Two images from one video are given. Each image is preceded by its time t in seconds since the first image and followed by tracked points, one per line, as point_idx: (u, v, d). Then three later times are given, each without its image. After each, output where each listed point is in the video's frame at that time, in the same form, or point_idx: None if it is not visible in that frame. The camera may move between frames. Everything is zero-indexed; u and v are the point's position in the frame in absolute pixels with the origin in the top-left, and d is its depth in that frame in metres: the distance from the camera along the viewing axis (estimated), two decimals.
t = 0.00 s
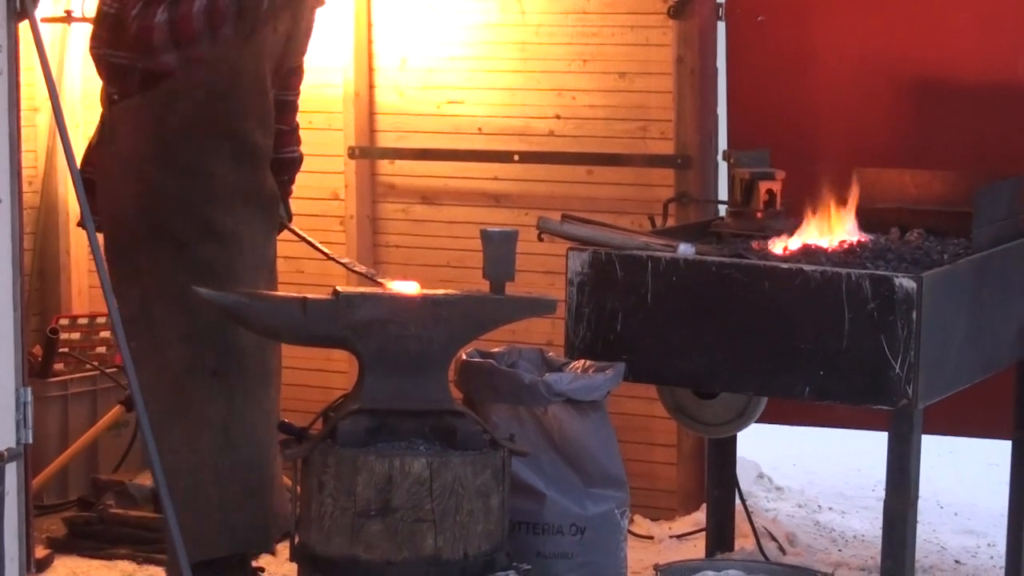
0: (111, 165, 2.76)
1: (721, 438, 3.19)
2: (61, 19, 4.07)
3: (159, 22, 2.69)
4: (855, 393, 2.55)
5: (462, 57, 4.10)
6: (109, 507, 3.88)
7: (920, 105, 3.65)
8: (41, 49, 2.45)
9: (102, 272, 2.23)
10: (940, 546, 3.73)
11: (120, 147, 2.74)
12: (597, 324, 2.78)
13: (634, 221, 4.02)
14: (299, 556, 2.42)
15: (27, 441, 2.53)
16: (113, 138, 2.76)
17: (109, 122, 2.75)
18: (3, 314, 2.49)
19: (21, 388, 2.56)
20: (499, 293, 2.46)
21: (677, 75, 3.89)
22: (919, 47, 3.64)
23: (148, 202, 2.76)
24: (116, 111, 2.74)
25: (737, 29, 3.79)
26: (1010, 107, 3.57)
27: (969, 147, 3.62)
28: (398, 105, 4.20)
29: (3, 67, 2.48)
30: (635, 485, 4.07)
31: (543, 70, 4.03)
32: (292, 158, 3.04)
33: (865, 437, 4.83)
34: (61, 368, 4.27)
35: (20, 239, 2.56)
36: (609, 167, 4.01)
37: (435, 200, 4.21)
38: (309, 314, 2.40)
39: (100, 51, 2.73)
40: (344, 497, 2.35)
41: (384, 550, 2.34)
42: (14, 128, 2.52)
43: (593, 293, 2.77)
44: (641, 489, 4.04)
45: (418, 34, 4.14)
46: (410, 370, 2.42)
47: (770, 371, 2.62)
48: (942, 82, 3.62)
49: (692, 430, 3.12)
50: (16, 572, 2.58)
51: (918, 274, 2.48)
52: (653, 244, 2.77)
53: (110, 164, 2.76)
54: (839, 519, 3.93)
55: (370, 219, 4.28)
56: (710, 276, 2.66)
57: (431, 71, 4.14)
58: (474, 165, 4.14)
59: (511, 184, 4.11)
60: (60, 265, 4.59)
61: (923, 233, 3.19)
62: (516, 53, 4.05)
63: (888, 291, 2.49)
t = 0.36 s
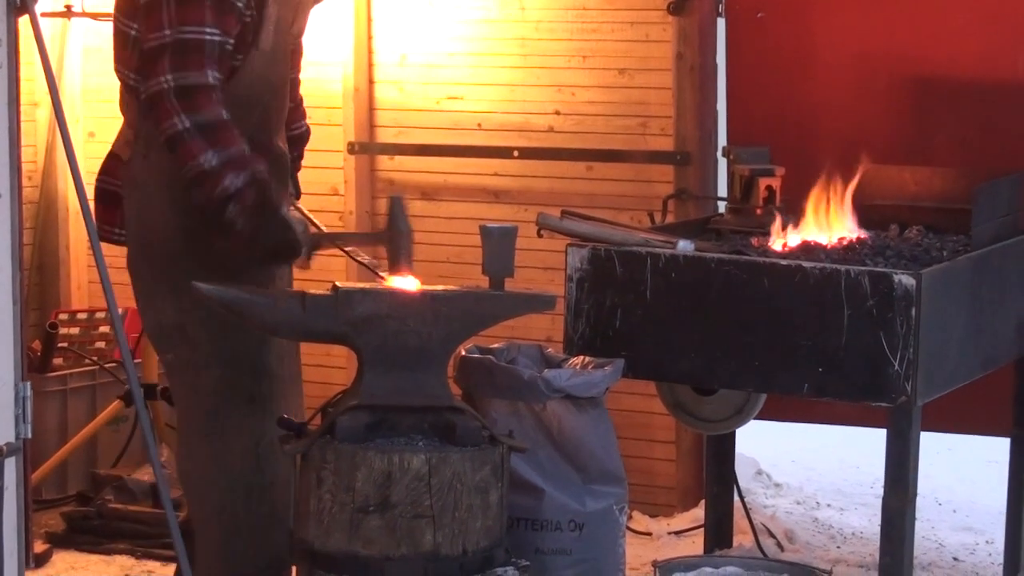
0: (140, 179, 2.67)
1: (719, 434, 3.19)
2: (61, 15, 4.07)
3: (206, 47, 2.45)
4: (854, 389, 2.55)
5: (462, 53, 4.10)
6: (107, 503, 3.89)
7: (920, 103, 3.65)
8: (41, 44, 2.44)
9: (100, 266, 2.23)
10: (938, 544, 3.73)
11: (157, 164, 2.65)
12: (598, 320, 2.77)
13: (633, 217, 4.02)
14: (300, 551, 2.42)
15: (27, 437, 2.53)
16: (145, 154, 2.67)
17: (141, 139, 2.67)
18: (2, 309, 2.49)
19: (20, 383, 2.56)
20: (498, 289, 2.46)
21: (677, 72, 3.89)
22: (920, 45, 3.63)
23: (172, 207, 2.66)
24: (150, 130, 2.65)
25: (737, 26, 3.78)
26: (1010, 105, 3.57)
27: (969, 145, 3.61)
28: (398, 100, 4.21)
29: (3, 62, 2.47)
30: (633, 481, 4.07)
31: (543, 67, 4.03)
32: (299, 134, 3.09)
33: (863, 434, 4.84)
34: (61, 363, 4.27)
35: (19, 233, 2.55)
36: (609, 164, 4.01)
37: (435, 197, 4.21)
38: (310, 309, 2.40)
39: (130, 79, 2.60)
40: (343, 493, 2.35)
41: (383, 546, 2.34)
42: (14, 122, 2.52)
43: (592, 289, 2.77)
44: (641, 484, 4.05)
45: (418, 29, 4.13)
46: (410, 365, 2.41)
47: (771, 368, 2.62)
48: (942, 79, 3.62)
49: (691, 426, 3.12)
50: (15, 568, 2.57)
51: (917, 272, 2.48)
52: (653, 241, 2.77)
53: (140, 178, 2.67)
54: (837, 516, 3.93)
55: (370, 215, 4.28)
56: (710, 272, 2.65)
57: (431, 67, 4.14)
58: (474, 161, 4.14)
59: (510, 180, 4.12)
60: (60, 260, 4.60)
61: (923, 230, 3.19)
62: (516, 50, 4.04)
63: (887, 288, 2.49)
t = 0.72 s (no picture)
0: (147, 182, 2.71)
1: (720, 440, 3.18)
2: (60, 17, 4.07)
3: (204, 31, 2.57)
4: (854, 395, 2.55)
5: (462, 58, 4.10)
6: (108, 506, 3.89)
7: (920, 108, 3.65)
8: (42, 47, 2.45)
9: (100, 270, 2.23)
10: (938, 550, 3.73)
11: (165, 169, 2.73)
12: (598, 325, 2.78)
13: (633, 222, 4.03)
14: (300, 556, 2.42)
15: (27, 440, 2.53)
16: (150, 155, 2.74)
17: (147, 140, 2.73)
18: (3, 313, 2.49)
19: (21, 387, 2.56)
20: (497, 294, 2.46)
21: (678, 78, 3.90)
22: (919, 50, 3.64)
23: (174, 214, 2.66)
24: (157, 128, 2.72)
25: (737, 31, 3.78)
26: (1010, 110, 3.57)
27: (969, 150, 3.61)
28: (398, 105, 4.20)
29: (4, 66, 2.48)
30: (633, 486, 4.07)
31: (544, 72, 4.04)
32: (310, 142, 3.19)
33: (863, 440, 4.84)
34: (61, 366, 4.28)
35: (20, 237, 2.55)
36: (609, 168, 4.01)
37: (435, 201, 4.21)
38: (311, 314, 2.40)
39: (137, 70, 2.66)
40: (344, 499, 2.35)
41: (384, 551, 2.33)
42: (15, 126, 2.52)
43: (592, 294, 2.77)
44: (642, 489, 4.05)
45: (419, 33, 4.13)
46: (410, 370, 2.41)
47: (771, 374, 2.62)
48: (942, 83, 3.62)
49: (692, 432, 3.12)
50: (15, 571, 2.57)
51: (917, 276, 2.48)
52: (652, 246, 2.77)
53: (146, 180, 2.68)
54: (837, 521, 3.93)
55: (370, 219, 4.28)
56: (710, 278, 2.65)
57: (431, 72, 4.15)
58: (475, 166, 4.14)
59: (511, 184, 4.12)
60: (60, 264, 4.59)
61: (925, 236, 3.19)
62: (516, 54, 4.05)
63: (887, 294, 2.49)
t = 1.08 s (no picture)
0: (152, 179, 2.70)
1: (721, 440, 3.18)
2: (61, 18, 4.06)
3: (219, 54, 2.51)
4: (855, 397, 2.55)
5: (462, 59, 4.10)
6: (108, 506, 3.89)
7: (920, 109, 3.66)
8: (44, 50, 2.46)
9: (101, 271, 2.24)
10: (938, 552, 3.73)
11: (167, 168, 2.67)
12: (599, 326, 2.78)
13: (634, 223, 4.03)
14: (301, 557, 2.42)
15: (28, 441, 2.53)
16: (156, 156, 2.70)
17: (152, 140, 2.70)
18: (4, 315, 2.49)
19: (22, 388, 2.56)
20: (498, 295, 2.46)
21: (679, 80, 3.90)
22: (920, 52, 3.64)
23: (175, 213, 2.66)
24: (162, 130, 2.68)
25: (738, 33, 3.78)
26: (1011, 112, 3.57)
27: (970, 152, 3.62)
28: (398, 106, 4.21)
29: (5, 68, 2.48)
30: (634, 486, 4.08)
31: (544, 74, 4.04)
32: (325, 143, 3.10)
33: (864, 441, 4.84)
34: (61, 367, 4.28)
35: (20, 238, 2.56)
36: (610, 169, 4.01)
37: (436, 201, 4.22)
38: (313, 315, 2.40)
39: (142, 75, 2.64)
40: (344, 500, 2.35)
41: (385, 552, 2.33)
42: (16, 128, 2.52)
43: (594, 295, 2.77)
44: (643, 490, 4.05)
45: (419, 35, 4.13)
46: (412, 372, 2.41)
47: (772, 375, 2.62)
48: (943, 85, 3.62)
49: (693, 432, 3.12)
50: (16, 572, 2.57)
51: (918, 279, 2.49)
52: (653, 247, 2.77)
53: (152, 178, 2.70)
54: (838, 523, 3.93)
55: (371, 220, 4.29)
56: (711, 280, 2.66)
57: (432, 73, 4.15)
58: (475, 167, 4.15)
59: (512, 185, 4.12)
60: (61, 265, 4.60)
61: (926, 237, 3.19)
62: (517, 56, 4.05)
63: (888, 295, 2.49)
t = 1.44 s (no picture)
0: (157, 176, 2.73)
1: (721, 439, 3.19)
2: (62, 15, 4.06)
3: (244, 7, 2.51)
4: (856, 394, 2.55)
5: (463, 56, 4.11)
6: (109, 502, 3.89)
7: (921, 107, 3.66)
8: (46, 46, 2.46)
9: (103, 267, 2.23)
10: (939, 550, 3.73)
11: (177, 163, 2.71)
12: (599, 324, 2.77)
13: (634, 221, 4.03)
14: (301, 554, 2.42)
15: (29, 438, 2.53)
16: (165, 149, 2.73)
17: (160, 134, 2.74)
18: (5, 311, 2.49)
19: (22, 384, 2.56)
20: (500, 293, 2.45)
21: (680, 76, 3.89)
22: (921, 50, 3.64)
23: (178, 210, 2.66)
24: (172, 123, 2.73)
25: (739, 31, 3.78)
26: (1011, 110, 3.57)
27: (970, 151, 3.62)
28: (399, 103, 4.21)
29: (6, 64, 2.48)
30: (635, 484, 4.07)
31: (545, 71, 4.04)
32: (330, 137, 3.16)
33: (864, 440, 4.84)
34: (62, 364, 4.28)
35: (20, 234, 2.55)
36: (610, 167, 4.01)
37: (436, 199, 4.22)
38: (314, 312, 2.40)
39: (158, 64, 2.69)
40: (345, 497, 2.35)
41: (385, 549, 2.33)
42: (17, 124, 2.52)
43: (595, 292, 2.77)
44: (643, 487, 4.05)
45: (420, 32, 4.13)
46: (413, 371, 2.41)
47: (773, 373, 2.62)
48: (944, 84, 3.62)
49: (693, 430, 3.12)
50: (16, 569, 2.57)
51: (919, 276, 2.48)
52: (654, 245, 2.77)
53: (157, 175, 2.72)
54: (838, 520, 3.93)
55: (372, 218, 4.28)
56: (712, 277, 2.65)
57: (433, 71, 4.14)
58: (475, 165, 4.15)
59: (512, 183, 4.12)
60: (62, 262, 4.60)
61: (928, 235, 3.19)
62: (517, 52, 4.05)
63: (890, 293, 2.49)
